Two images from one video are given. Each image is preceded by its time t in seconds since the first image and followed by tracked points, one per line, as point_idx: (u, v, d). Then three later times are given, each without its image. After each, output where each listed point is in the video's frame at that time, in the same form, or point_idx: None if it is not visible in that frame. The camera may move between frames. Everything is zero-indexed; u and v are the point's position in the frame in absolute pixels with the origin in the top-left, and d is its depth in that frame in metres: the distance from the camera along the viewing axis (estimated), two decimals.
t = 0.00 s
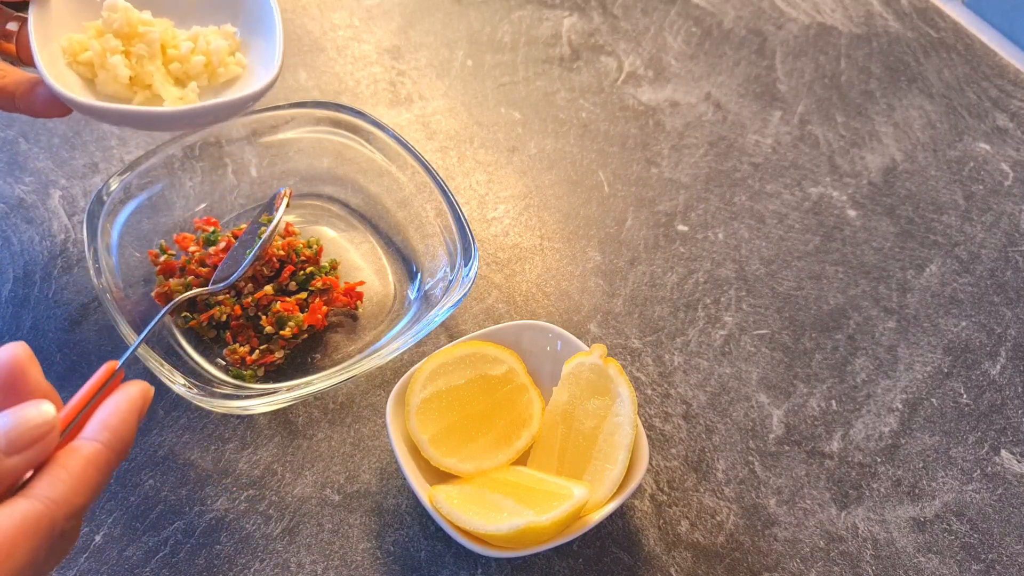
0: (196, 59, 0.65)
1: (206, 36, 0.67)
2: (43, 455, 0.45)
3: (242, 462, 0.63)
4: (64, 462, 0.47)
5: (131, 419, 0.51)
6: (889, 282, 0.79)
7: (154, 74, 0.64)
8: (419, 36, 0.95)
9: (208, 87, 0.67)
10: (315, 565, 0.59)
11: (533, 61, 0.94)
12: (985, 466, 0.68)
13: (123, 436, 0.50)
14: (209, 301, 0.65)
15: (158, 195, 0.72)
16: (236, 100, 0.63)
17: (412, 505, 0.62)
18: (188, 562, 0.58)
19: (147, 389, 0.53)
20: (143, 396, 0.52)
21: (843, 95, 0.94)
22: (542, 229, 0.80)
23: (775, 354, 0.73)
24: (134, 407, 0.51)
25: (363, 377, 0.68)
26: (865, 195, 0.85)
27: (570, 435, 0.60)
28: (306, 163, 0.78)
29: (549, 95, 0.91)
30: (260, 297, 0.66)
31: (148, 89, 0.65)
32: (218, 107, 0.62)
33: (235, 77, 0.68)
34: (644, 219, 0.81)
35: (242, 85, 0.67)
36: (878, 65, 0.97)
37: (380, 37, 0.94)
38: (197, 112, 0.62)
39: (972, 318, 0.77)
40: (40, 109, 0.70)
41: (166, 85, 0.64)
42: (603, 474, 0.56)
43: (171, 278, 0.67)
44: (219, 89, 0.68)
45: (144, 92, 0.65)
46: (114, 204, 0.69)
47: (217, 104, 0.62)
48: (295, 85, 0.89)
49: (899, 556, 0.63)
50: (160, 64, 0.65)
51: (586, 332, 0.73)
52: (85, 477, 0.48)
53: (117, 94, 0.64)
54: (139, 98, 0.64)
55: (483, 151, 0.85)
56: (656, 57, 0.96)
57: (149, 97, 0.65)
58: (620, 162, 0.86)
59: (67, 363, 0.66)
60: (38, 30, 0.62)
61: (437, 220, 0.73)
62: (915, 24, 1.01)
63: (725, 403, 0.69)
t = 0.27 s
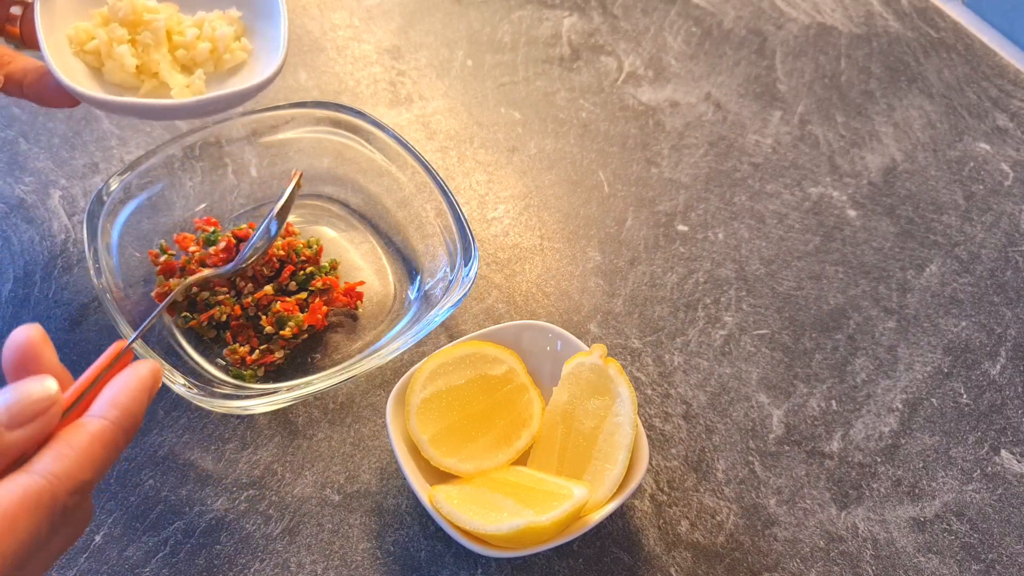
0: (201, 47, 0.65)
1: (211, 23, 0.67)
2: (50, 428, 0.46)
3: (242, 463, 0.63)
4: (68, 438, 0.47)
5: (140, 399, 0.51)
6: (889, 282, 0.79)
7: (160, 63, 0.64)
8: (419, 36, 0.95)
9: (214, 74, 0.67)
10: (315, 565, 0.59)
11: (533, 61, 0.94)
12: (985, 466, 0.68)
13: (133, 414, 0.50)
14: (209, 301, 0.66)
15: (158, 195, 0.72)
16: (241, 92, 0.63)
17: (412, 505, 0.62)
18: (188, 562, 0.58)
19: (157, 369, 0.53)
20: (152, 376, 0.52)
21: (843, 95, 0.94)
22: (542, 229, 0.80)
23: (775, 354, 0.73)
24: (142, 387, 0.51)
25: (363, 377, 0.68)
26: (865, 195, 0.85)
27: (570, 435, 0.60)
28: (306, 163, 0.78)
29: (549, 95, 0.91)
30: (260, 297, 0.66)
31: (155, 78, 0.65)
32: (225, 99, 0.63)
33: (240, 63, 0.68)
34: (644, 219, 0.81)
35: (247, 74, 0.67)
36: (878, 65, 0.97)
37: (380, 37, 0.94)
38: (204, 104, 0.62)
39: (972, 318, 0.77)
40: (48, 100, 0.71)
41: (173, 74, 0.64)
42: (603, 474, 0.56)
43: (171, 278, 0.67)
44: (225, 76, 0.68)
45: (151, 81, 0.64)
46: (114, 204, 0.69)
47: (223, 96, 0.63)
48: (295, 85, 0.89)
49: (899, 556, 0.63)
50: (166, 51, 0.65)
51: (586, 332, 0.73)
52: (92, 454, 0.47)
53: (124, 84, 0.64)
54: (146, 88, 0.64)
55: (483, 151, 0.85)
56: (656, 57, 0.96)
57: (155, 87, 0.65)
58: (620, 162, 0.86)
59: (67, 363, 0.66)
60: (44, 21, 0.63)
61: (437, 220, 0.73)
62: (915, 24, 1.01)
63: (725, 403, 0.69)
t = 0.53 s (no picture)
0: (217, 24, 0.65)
1: None
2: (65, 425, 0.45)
3: (242, 463, 0.63)
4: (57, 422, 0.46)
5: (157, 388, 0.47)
6: (889, 282, 0.79)
7: (177, 40, 0.64)
8: (419, 36, 0.95)
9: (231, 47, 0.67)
10: (315, 565, 0.59)
11: (533, 61, 0.94)
12: (985, 466, 0.68)
13: (143, 410, 0.46)
14: (209, 301, 0.66)
15: (158, 195, 0.72)
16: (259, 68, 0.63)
17: (412, 505, 0.62)
18: (188, 562, 0.58)
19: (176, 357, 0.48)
20: (171, 366, 0.47)
21: (843, 95, 0.94)
22: (542, 229, 0.80)
23: (775, 354, 0.73)
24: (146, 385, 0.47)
25: (363, 377, 0.68)
26: (865, 195, 0.85)
27: (570, 435, 0.60)
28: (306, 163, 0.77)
29: (549, 95, 0.91)
30: (260, 297, 0.66)
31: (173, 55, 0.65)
32: (244, 78, 0.62)
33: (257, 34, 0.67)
34: (644, 219, 0.81)
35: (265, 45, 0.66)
36: (878, 65, 0.97)
37: (380, 37, 0.94)
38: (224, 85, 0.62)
39: (972, 318, 0.77)
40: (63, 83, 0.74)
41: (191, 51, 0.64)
42: (603, 474, 0.56)
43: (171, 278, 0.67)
44: (243, 47, 0.67)
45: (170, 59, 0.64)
46: (114, 204, 0.69)
47: (242, 74, 0.62)
48: (295, 85, 0.89)
49: (899, 556, 0.63)
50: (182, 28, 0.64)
51: (586, 332, 0.73)
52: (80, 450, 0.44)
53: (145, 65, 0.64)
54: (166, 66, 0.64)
55: (483, 151, 0.85)
56: (656, 57, 0.96)
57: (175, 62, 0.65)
58: (620, 162, 0.86)
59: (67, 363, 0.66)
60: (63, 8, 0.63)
61: (437, 220, 0.73)
62: (915, 24, 1.01)
63: (725, 403, 0.69)
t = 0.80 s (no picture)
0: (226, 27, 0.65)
1: None
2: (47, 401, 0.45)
3: (242, 463, 0.63)
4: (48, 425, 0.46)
5: (142, 378, 0.47)
6: (889, 282, 0.79)
7: (189, 47, 0.64)
8: (419, 36, 0.95)
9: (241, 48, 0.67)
10: (315, 564, 0.59)
11: (533, 61, 0.94)
12: (985, 466, 0.68)
13: (130, 399, 0.46)
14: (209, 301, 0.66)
15: (158, 195, 0.72)
16: (273, 74, 0.63)
17: (412, 505, 0.62)
18: (188, 562, 0.59)
19: (162, 347, 0.48)
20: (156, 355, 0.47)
21: (843, 95, 0.94)
22: (542, 229, 0.80)
23: (775, 354, 0.73)
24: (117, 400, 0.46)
25: (364, 377, 0.68)
26: (865, 195, 0.85)
27: (570, 435, 0.60)
28: (306, 163, 0.77)
29: (549, 95, 0.91)
30: (260, 297, 0.66)
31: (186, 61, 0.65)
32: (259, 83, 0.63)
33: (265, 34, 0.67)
34: (644, 219, 0.81)
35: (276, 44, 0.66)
36: (878, 65, 0.97)
37: (380, 37, 0.94)
38: (241, 93, 0.62)
39: (972, 318, 0.77)
40: (70, 82, 0.74)
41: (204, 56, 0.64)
42: (603, 474, 0.56)
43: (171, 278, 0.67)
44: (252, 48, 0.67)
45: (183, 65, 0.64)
46: (114, 204, 0.69)
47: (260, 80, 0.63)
48: (295, 85, 0.89)
49: (899, 556, 0.63)
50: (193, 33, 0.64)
51: (586, 332, 0.73)
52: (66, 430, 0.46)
53: (158, 71, 0.64)
54: (178, 70, 0.64)
55: (483, 151, 0.85)
56: (656, 58, 0.96)
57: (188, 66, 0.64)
58: (620, 162, 0.86)
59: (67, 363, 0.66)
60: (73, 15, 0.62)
61: (437, 220, 0.73)
62: (915, 24, 1.01)
63: (725, 403, 0.69)
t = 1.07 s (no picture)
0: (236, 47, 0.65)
1: (242, 17, 0.66)
2: None
3: (242, 463, 0.63)
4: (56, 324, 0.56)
5: (83, 237, 0.52)
6: (889, 282, 0.79)
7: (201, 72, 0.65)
8: (419, 36, 0.95)
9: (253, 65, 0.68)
10: (315, 564, 0.59)
11: (533, 61, 0.94)
12: (985, 466, 0.68)
13: (72, 258, 0.52)
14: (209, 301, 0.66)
15: (158, 195, 0.72)
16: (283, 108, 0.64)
17: (412, 505, 0.62)
18: (188, 562, 0.59)
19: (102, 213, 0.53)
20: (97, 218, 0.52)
21: (843, 95, 0.94)
22: (542, 229, 0.80)
23: (775, 354, 0.73)
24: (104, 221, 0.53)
25: (364, 377, 0.68)
26: (865, 195, 0.85)
27: (570, 435, 0.60)
28: (306, 163, 0.78)
29: (549, 95, 0.91)
30: (260, 297, 0.66)
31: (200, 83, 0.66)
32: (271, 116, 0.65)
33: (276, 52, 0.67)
34: (644, 219, 0.81)
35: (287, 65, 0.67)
36: (878, 65, 0.97)
37: (380, 37, 0.94)
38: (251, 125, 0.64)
39: (972, 318, 0.77)
40: (76, 99, 0.74)
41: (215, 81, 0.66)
42: (603, 474, 0.56)
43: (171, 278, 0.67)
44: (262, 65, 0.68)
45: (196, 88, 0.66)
46: (114, 204, 0.69)
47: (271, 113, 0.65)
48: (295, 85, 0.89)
49: (899, 556, 0.63)
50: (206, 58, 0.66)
51: (586, 332, 0.73)
52: (1, 309, 0.49)
53: (172, 95, 0.66)
54: (189, 91, 0.65)
55: (483, 151, 0.85)
56: (656, 58, 0.96)
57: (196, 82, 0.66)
58: (620, 162, 0.86)
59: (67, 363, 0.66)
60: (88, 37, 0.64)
61: (437, 220, 0.73)
62: (915, 24, 1.01)
63: (725, 403, 0.69)
